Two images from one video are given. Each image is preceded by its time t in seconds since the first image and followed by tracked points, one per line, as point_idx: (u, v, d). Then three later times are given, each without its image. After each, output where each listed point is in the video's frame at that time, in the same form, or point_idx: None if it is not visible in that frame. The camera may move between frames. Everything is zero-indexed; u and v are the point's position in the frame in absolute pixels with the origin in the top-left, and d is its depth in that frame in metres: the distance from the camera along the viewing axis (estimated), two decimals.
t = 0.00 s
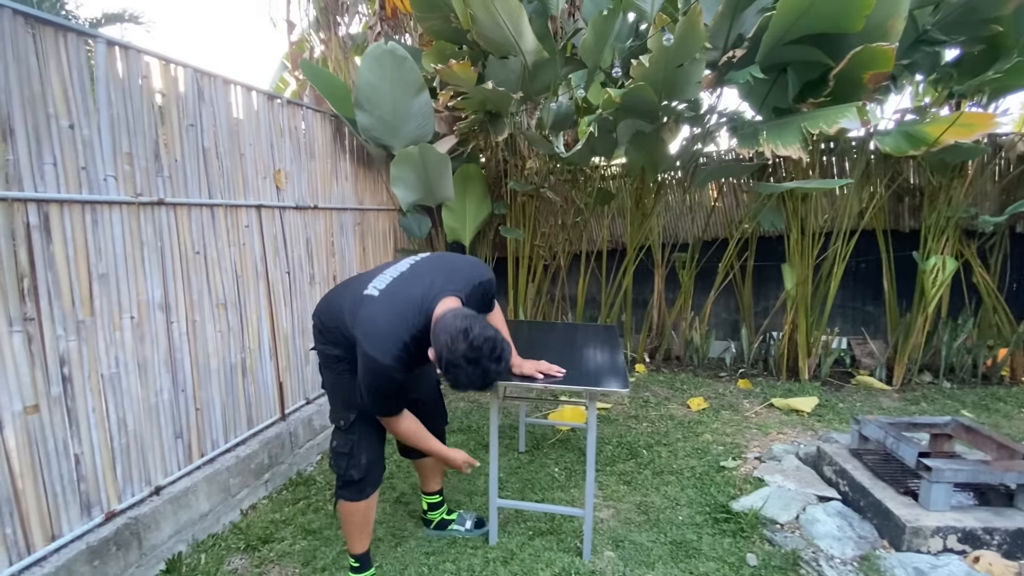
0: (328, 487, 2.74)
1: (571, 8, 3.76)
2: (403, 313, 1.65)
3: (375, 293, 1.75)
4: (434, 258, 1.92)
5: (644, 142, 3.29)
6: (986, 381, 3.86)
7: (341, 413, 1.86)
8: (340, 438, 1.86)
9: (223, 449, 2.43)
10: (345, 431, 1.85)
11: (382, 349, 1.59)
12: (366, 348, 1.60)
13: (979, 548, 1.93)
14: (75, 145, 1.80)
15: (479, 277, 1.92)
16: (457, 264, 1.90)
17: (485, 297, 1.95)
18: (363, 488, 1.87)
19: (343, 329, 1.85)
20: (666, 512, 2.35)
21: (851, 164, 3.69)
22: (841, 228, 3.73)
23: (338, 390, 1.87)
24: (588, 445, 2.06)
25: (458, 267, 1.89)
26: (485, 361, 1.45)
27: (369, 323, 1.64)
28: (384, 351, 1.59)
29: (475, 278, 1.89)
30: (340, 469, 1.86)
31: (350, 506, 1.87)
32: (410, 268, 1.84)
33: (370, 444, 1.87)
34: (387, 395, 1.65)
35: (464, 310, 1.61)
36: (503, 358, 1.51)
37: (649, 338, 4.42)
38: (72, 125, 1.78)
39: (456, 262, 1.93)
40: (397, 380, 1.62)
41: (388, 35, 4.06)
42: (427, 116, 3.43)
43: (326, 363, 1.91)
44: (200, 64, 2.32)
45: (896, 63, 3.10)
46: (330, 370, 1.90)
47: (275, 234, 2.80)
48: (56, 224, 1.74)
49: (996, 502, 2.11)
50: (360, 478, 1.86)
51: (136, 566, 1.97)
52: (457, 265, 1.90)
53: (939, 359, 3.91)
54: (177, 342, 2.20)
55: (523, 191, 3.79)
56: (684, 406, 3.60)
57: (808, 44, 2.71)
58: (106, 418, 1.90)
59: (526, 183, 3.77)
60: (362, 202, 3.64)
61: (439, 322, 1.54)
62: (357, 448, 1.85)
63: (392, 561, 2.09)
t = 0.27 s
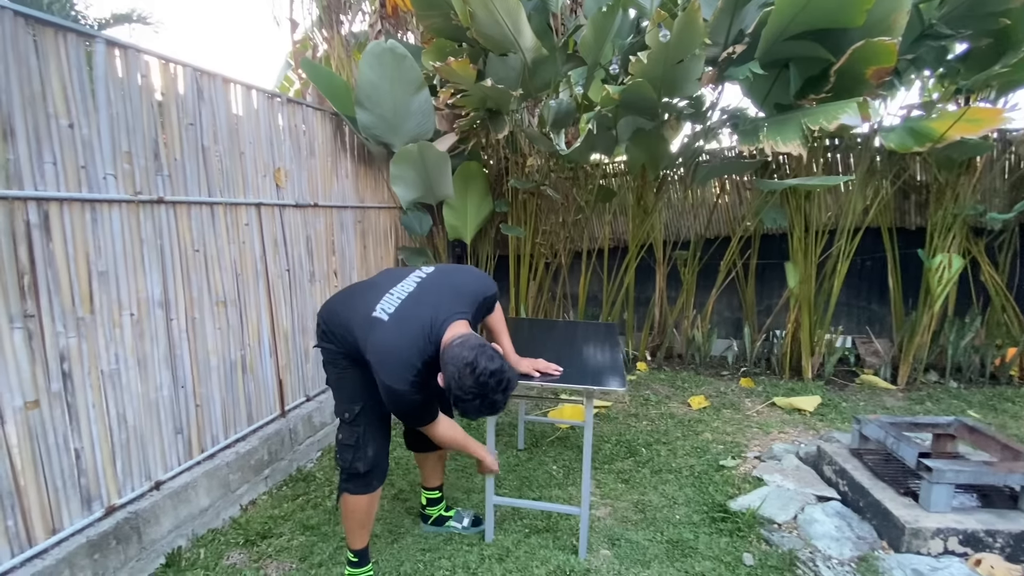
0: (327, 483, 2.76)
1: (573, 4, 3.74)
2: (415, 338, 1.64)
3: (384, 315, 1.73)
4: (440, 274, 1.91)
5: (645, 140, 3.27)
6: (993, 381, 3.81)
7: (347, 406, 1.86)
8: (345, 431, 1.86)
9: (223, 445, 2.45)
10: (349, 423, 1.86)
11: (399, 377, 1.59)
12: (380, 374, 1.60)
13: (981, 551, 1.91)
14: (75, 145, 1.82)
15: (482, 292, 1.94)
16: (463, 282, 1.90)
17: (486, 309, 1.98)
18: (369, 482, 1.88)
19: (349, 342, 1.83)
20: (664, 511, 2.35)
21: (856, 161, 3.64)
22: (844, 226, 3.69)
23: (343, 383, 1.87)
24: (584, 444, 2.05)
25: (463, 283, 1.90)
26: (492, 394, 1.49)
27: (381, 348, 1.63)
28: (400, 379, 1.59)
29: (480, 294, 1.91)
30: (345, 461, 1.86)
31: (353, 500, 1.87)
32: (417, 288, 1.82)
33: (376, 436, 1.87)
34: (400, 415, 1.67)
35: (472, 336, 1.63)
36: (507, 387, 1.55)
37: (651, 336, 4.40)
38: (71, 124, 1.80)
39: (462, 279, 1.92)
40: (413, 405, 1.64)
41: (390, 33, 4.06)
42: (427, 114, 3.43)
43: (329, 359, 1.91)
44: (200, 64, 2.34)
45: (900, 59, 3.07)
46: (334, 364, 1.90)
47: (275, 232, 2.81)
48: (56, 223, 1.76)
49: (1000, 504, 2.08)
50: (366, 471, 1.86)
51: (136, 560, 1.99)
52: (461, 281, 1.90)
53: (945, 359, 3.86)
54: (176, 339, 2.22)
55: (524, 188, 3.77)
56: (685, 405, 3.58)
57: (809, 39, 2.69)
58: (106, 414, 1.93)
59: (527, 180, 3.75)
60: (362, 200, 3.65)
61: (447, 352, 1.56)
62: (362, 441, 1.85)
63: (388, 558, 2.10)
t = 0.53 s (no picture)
0: (337, 482, 2.79)
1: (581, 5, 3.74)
2: (441, 341, 1.66)
3: (409, 315, 1.74)
4: (463, 277, 1.92)
5: (654, 140, 3.26)
6: (1010, 384, 3.75)
7: (363, 404, 1.87)
8: (361, 428, 1.87)
9: (235, 443, 2.48)
10: (365, 421, 1.86)
11: (427, 376, 1.60)
12: (406, 374, 1.61)
13: (996, 555, 1.88)
14: (91, 148, 1.85)
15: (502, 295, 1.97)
16: (485, 286, 1.92)
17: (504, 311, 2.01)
18: (382, 479, 1.88)
19: (370, 341, 1.83)
20: (672, 513, 2.34)
21: (869, 160, 3.60)
22: (857, 226, 3.65)
23: (361, 381, 1.87)
24: (593, 445, 2.05)
25: (484, 285, 1.92)
26: (517, 397, 1.52)
27: (407, 349, 1.64)
28: (428, 379, 1.60)
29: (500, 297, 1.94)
30: (359, 458, 1.87)
31: (366, 496, 1.88)
32: (440, 290, 1.84)
33: (390, 434, 1.88)
34: (423, 414, 1.69)
35: (497, 339, 1.65)
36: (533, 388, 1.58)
37: (660, 337, 4.38)
38: (88, 128, 1.84)
39: (484, 283, 1.94)
40: (437, 404, 1.66)
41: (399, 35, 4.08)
42: (435, 115, 3.45)
43: (348, 356, 1.92)
44: (213, 67, 2.37)
45: (913, 57, 3.03)
46: (353, 362, 1.90)
47: (286, 234, 2.84)
48: (73, 225, 1.79)
49: (1015, 509, 2.04)
50: (380, 468, 1.87)
51: (150, 556, 2.03)
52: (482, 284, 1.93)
53: (960, 361, 3.81)
54: (190, 339, 2.26)
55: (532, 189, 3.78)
56: (695, 406, 3.57)
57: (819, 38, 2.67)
58: (121, 413, 1.96)
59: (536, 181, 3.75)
60: (372, 201, 3.68)
61: (473, 354, 1.58)
62: (378, 438, 1.86)
63: (398, 557, 2.11)
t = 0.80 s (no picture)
0: (344, 478, 2.81)
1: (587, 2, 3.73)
2: (469, 317, 1.65)
3: (435, 297, 1.73)
4: (482, 261, 1.93)
5: (660, 136, 3.25)
6: (1019, 382, 3.72)
7: (379, 398, 1.87)
8: (375, 423, 1.87)
9: (244, 439, 2.50)
10: (380, 415, 1.86)
11: (459, 353, 1.58)
12: (437, 352, 1.58)
13: (1005, 554, 1.87)
14: (102, 146, 1.87)
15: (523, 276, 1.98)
16: (506, 268, 1.92)
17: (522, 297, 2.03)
18: (393, 473, 1.89)
19: (393, 329, 1.81)
20: (678, 509, 2.34)
21: (877, 157, 3.58)
22: (864, 223, 3.62)
23: (378, 375, 1.87)
24: (599, 443, 2.04)
25: (504, 267, 1.93)
26: (554, 364, 1.56)
27: (436, 327, 1.62)
28: (459, 355, 1.58)
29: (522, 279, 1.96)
30: (372, 452, 1.88)
31: (376, 490, 1.89)
32: (463, 272, 1.83)
33: (405, 428, 1.89)
34: (454, 395, 1.65)
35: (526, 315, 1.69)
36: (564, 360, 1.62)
37: (666, 335, 4.37)
38: (98, 126, 1.86)
39: (504, 264, 1.95)
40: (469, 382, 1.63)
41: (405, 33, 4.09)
42: (441, 113, 3.45)
43: (367, 350, 1.91)
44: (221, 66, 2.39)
45: (922, 52, 3.01)
46: (370, 356, 1.89)
47: (293, 231, 2.86)
48: (84, 222, 1.81)
49: None
50: (393, 462, 1.87)
51: (161, 550, 2.05)
52: (502, 265, 1.94)
53: (970, 359, 3.78)
54: (199, 335, 2.28)
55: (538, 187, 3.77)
56: (701, 403, 3.56)
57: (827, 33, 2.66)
58: (132, 408, 1.98)
59: (541, 179, 3.75)
60: (378, 199, 3.69)
61: (506, 326, 1.60)
62: (391, 433, 1.86)
63: (404, 552, 2.12)
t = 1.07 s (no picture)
0: (345, 477, 2.82)
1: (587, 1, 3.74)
2: (482, 290, 1.67)
3: (447, 283, 1.74)
4: (475, 241, 1.95)
5: (660, 136, 3.25)
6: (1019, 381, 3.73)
7: (384, 400, 1.85)
8: (380, 425, 1.85)
9: (244, 438, 2.51)
10: (386, 418, 1.85)
11: (483, 327, 1.60)
12: (464, 332, 1.60)
13: (1004, 552, 1.87)
14: (102, 146, 1.87)
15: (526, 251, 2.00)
16: (508, 243, 1.94)
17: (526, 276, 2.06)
18: (395, 475, 1.89)
19: (407, 323, 1.81)
20: (678, 509, 2.34)
21: (877, 156, 3.58)
22: (864, 223, 3.63)
23: (385, 377, 1.86)
24: (599, 443, 2.04)
25: (508, 243, 1.95)
26: (576, 307, 1.60)
27: (455, 309, 1.64)
28: (484, 330, 1.59)
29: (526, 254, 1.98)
30: (375, 455, 1.86)
31: (378, 492, 1.89)
32: (468, 253, 1.84)
33: (409, 431, 1.88)
34: (486, 370, 1.66)
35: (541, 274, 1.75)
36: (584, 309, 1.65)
37: (667, 334, 4.37)
38: (99, 126, 1.86)
39: (506, 240, 1.96)
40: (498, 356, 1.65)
41: (405, 33, 4.09)
42: (441, 113, 3.46)
43: (374, 351, 1.90)
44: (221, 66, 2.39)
45: (922, 52, 3.01)
46: (377, 357, 1.88)
47: (293, 231, 2.86)
48: (85, 222, 1.82)
49: None
50: (396, 465, 1.87)
51: (162, 549, 2.06)
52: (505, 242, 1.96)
53: (970, 358, 3.78)
54: (200, 335, 2.28)
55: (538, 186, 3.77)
56: (701, 403, 3.57)
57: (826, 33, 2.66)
58: (133, 408, 1.99)
59: (542, 178, 3.75)
60: (378, 199, 3.69)
61: (520, 285, 1.65)
62: (396, 436, 1.85)
63: (405, 551, 2.13)
